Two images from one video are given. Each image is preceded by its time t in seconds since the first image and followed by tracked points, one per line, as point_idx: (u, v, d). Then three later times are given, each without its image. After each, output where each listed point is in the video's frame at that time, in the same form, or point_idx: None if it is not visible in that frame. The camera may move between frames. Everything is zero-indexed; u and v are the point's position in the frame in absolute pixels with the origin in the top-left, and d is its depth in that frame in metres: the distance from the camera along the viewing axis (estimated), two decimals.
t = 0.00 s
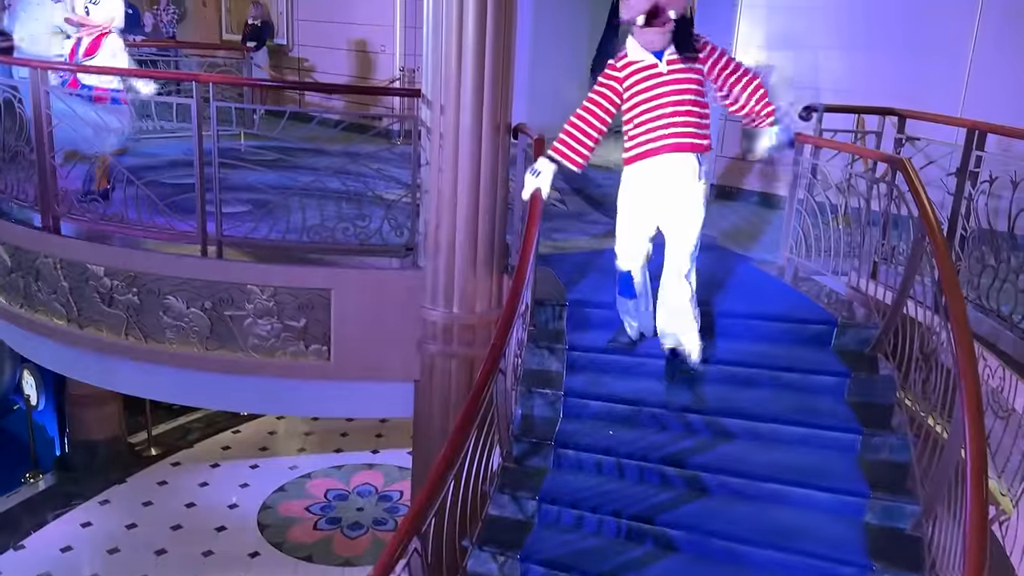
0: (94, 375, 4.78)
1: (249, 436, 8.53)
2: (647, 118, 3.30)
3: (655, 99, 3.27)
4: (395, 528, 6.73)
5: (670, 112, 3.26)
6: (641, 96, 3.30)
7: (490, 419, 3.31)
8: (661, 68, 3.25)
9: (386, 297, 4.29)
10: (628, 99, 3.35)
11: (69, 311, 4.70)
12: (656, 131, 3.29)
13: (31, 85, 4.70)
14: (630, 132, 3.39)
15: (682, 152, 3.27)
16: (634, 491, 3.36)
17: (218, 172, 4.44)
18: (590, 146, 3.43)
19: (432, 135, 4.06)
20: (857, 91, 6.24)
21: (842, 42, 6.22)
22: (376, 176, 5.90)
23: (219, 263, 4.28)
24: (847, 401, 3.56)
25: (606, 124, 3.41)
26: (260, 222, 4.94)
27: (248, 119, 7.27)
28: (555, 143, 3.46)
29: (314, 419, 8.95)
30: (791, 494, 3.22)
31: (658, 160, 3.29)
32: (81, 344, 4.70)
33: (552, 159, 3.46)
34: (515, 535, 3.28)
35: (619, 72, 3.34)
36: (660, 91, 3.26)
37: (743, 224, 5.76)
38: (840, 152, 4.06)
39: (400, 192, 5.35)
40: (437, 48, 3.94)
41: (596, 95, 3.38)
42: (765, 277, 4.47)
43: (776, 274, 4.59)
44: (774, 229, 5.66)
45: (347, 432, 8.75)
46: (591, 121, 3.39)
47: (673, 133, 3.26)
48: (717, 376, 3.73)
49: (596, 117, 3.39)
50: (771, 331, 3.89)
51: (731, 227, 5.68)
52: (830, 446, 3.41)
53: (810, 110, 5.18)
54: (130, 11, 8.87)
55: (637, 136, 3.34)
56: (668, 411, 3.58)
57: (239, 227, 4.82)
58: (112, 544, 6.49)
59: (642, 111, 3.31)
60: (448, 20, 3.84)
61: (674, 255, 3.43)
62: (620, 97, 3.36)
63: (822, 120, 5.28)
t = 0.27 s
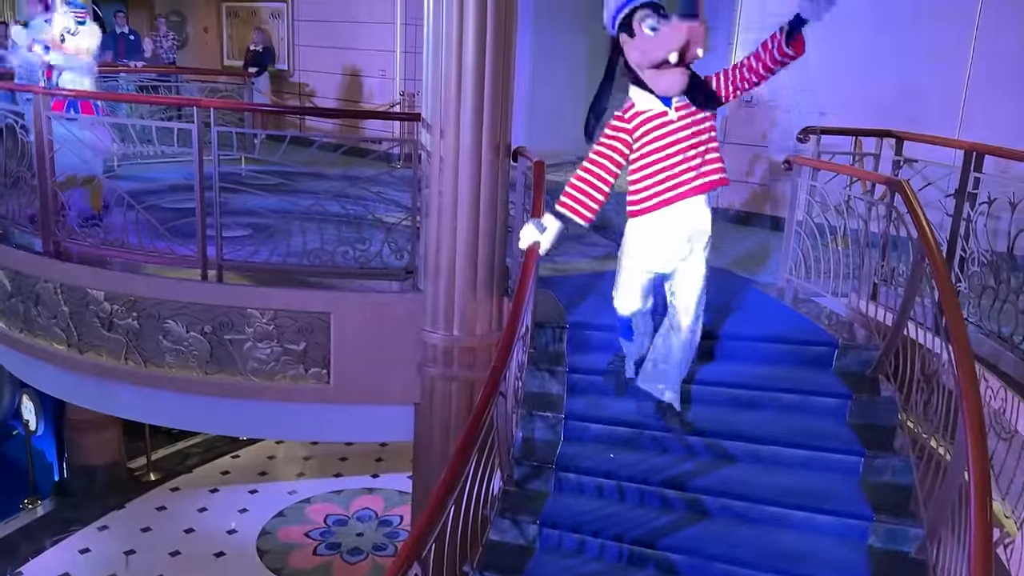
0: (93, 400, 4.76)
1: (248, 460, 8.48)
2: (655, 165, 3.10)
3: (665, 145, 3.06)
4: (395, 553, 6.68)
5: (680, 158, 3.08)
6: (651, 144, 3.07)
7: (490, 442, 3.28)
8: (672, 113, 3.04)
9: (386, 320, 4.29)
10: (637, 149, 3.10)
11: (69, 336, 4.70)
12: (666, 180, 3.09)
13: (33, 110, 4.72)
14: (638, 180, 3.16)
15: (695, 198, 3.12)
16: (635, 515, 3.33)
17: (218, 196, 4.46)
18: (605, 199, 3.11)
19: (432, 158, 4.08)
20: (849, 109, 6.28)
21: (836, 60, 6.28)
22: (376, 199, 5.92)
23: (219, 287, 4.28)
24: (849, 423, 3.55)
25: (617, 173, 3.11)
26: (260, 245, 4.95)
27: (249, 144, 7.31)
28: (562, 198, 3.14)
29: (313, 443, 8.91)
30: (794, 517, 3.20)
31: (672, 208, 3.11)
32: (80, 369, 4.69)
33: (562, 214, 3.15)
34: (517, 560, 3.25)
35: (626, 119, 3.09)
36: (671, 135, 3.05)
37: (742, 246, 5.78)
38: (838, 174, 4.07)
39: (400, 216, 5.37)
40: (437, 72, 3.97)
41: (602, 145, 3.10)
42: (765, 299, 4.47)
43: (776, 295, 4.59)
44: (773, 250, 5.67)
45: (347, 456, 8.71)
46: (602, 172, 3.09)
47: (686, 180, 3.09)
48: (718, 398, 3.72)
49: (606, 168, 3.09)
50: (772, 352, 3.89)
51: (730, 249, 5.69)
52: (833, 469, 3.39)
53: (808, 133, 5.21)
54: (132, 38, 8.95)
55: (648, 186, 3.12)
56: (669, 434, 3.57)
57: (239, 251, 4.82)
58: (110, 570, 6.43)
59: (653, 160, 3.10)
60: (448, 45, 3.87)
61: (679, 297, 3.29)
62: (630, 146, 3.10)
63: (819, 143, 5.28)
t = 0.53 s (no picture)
0: (104, 418, 4.78)
1: (257, 479, 8.48)
2: (653, 201, 3.04)
3: (665, 182, 3.00)
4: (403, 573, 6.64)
5: (680, 195, 3.02)
6: (651, 180, 3.02)
7: (499, 461, 3.26)
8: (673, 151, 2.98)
9: (396, 338, 4.29)
10: (637, 184, 3.05)
11: (80, 355, 4.72)
12: (664, 216, 3.03)
13: (46, 129, 4.77)
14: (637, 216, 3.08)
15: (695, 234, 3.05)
16: (645, 535, 3.31)
17: (229, 215, 4.49)
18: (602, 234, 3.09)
19: (441, 177, 4.10)
20: (858, 127, 6.30)
21: (840, 79, 6.34)
22: (385, 218, 5.95)
23: (229, 306, 4.29)
24: (860, 442, 3.52)
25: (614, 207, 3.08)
26: (271, 264, 4.98)
27: (260, 163, 7.37)
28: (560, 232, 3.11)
29: (323, 462, 8.90)
30: (806, 538, 3.17)
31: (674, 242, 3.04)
32: (91, 388, 4.71)
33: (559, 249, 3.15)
34: None
35: (626, 153, 3.03)
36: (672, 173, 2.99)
37: (750, 264, 5.77)
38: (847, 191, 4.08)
39: (409, 235, 5.39)
40: (445, 92, 4.00)
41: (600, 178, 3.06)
42: (775, 317, 4.46)
43: (786, 312, 4.58)
44: (782, 268, 5.66)
45: (356, 476, 8.69)
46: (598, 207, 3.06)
47: (685, 217, 3.03)
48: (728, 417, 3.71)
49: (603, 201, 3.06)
50: (782, 370, 3.87)
51: (738, 266, 5.68)
52: (845, 488, 3.37)
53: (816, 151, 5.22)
54: (145, 59, 9.05)
55: (646, 221, 3.06)
56: (679, 453, 3.55)
57: (250, 269, 4.85)
58: None
59: (653, 197, 3.04)
60: (457, 66, 3.90)
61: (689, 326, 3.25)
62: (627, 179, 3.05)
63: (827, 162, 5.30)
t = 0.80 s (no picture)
0: (124, 430, 4.81)
1: (275, 491, 8.50)
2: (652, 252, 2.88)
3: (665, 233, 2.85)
4: None
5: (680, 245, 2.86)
6: (651, 231, 2.86)
7: (517, 473, 3.23)
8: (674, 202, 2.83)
9: (413, 350, 4.31)
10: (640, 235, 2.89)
11: (101, 367, 4.76)
12: (662, 267, 2.87)
13: (70, 143, 4.84)
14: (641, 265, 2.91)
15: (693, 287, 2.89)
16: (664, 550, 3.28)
17: (248, 228, 4.52)
18: (603, 287, 2.92)
19: (457, 189, 4.11)
20: (875, 140, 6.30)
21: (857, 92, 6.33)
22: (402, 230, 5.98)
23: (248, 318, 4.32)
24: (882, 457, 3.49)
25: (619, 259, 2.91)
26: (290, 276, 5.02)
27: (279, 177, 7.44)
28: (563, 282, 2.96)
29: (340, 474, 8.91)
30: (827, 553, 3.13)
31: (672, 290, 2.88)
32: (111, 399, 4.74)
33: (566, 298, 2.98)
34: None
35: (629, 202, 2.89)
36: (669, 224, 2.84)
37: (767, 276, 5.74)
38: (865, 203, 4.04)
39: (426, 247, 5.41)
40: (463, 106, 4.02)
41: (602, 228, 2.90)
42: (794, 329, 4.43)
43: (805, 325, 4.55)
44: (801, 280, 5.64)
45: (373, 487, 8.70)
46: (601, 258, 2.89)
47: (684, 270, 2.87)
48: (748, 431, 3.68)
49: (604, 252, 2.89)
50: (801, 384, 3.85)
51: (756, 278, 5.65)
52: (866, 503, 3.33)
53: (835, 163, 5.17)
54: (166, 74, 9.17)
55: (645, 273, 2.90)
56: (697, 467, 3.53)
57: (269, 282, 4.89)
58: None
59: (655, 248, 2.88)
60: (474, 80, 3.93)
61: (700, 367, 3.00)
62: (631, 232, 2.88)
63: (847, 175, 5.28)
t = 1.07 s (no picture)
0: (153, 434, 4.87)
1: (300, 496, 8.56)
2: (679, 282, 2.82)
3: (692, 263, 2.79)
4: None
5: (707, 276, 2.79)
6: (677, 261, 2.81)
7: (542, 481, 3.24)
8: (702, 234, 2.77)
9: (439, 357, 4.32)
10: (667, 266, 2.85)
11: (131, 372, 4.83)
12: (690, 298, 2.80)
13: (103, 152, 4.93)
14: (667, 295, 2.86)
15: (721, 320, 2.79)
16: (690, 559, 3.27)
17: (277, 235, 4.56)
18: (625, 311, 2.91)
19: (483, 197, 4.13)
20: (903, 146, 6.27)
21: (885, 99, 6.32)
22: (428, 238, 6.01)
23: (276, 324, 4.37)
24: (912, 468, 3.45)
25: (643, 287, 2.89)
26: (317, 283, 5.06)
27: (306, 185, 7.51)
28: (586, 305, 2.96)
29: (364, 480, 8.95)
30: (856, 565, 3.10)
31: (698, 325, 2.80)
32: (141, 404, 4.80)
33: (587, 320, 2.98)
34: None
35: (656, 232, 2.85)
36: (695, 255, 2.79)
37: (794, 284, 5.70)
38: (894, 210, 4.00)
39: (452, 255, 5.43)
40: (489, 114, 4.03)
41: (629, 255, 2.88)
42: (822, 338, 4.39)
43: (833, 334, 4.51)
44: (828, 288, 5.59)
45: (397, 494, 8.72)
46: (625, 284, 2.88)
47: (712, 302, 2.79)
48: (775, 440, 3.66)
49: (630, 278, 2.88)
50: (830, 393, 3.81)
51: (783, 286, 5.61)
52: (896, 514, 3.29)
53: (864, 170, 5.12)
54: (196, 84, 9.31)
55: (669, 302, 2.84)
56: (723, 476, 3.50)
57: (296, 288, 4.94)
58: None
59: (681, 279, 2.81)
60: (500, 87, 3.94)
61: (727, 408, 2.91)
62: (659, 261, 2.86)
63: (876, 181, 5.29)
